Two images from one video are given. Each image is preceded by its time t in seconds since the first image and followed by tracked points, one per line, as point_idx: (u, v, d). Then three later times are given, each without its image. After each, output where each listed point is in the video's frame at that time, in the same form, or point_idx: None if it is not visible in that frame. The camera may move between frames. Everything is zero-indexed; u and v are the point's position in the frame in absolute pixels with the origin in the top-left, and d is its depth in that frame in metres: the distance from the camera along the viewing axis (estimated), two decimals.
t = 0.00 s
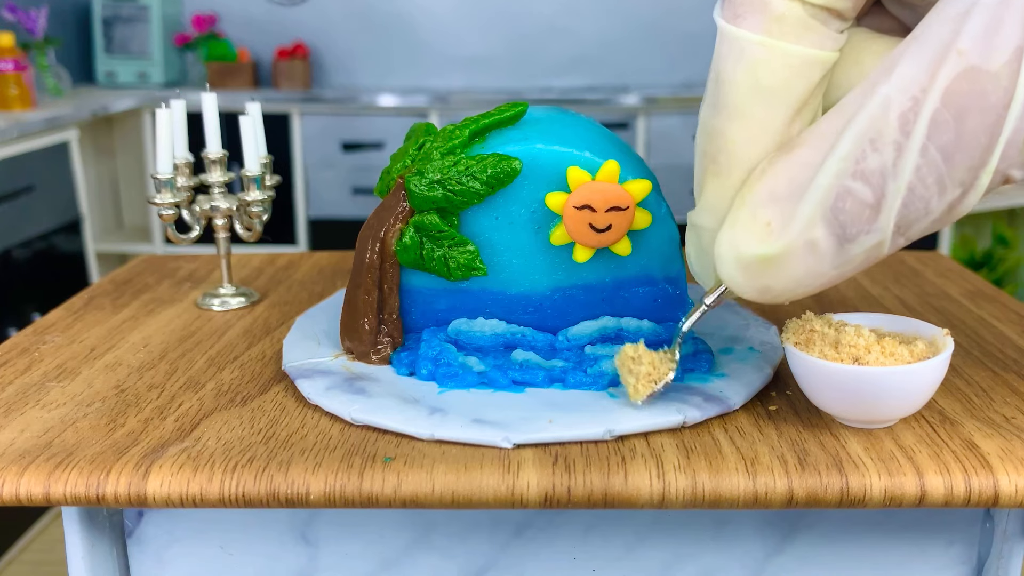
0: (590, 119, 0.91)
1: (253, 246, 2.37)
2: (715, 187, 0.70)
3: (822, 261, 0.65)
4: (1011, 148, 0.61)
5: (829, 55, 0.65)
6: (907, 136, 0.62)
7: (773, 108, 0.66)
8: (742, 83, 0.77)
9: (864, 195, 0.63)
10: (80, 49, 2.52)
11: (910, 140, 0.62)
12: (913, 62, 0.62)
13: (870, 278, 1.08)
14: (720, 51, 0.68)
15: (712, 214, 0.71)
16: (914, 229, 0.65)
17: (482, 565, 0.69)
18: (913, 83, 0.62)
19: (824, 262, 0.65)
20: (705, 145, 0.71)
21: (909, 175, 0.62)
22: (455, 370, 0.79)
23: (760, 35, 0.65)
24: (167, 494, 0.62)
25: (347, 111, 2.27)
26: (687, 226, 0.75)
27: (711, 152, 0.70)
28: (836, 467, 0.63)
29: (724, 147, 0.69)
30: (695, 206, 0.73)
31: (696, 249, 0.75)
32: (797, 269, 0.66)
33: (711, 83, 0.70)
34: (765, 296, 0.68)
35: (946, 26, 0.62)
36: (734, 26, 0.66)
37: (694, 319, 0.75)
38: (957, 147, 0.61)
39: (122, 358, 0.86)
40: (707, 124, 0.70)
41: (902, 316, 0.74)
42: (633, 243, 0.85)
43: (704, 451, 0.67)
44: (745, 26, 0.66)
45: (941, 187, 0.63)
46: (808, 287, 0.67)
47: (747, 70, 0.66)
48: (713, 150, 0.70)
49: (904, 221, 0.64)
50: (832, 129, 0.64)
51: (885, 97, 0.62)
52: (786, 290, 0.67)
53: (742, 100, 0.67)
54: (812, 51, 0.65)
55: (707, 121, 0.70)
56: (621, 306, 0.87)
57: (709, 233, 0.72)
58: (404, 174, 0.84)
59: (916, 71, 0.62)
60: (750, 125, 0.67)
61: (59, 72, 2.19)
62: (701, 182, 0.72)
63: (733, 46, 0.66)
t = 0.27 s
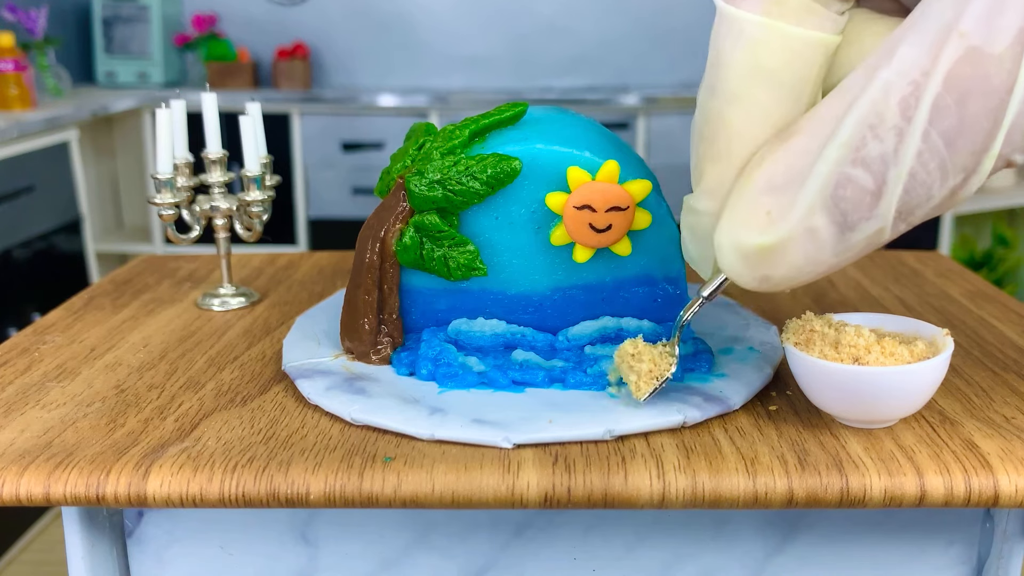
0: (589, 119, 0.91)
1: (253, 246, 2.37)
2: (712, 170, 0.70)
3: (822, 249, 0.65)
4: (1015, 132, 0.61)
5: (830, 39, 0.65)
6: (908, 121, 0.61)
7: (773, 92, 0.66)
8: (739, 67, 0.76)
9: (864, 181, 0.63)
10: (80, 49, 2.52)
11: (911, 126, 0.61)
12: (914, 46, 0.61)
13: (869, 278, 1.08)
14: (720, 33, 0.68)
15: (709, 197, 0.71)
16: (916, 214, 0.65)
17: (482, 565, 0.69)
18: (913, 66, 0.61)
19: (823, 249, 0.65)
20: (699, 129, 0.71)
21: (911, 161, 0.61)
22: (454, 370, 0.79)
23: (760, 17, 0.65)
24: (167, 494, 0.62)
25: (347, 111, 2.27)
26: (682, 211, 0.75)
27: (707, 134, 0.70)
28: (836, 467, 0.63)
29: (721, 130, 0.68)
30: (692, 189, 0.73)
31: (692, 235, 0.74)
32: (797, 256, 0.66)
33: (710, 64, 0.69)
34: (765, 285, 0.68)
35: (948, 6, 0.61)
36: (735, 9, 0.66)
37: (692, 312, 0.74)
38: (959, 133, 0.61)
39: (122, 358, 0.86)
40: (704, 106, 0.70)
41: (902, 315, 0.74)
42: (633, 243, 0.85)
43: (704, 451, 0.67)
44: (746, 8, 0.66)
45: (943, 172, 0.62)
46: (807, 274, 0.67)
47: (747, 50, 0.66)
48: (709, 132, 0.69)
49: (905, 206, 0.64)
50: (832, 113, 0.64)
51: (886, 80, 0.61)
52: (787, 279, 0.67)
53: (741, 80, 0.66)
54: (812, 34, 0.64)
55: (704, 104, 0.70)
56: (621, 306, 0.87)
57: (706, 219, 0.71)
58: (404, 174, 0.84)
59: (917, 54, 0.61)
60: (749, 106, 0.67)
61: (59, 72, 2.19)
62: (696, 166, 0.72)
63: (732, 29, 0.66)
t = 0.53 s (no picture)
0: (589, 119, 0.91)
1: (253, 246, 2.37)
2: (708, 174, 0.69)
3: (822, 248, 0.65)
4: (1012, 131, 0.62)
5: (826, 44, 0.65)
6: (906, 121, 0.61)
7: (769, 95, 0.66)
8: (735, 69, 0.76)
9: (863, 181, 0.63)
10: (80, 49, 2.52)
11: (908, 125, 0.61)
12: (910, 47, 0.61)
13: (869, 278, 1.08)
14: (714, 38, 0.67)
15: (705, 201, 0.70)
16: (915, 214, 0.65)
17: (482, 565, 0.69)
18: (910, 67, 0.61)
19: (822, 249, 0.65)
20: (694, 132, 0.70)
21: (908, 161, 0.62)
22: (455, 370, 0.79)
23: (755, 22, 0.65)
24: (167, 494, 0.62)
25: (347, 111, 2.27)
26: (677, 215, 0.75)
27: (703, 138, 0.69)
28: (836, 467, 0.63)
29: (717, 133, 0.68)
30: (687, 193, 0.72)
31: (688, 240, 0.74)
32: (796, 256, 0.65)
33: (704, 68, 0.69)
34: (763, 286, 0.68)
35: (944, 7, 0.61)
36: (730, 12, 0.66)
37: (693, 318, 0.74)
38: (956, 133, 0.61)
39: (122, 358, 0.86)
40: (698, 109, 0.69)
41: (902, 316, 0.74)
42: (633, 243, 0.85)
43: (704, 451, 0.67)
44: (741, 11, 0.65)
45: (940, 172, 0.62)
46: (806, 275, 0.67)
47: (743, 53, 0.65)
48: (704, 135, 0.69)
49: (903, 206, 0.64)
50: (828, 112, 0.63)
51: (882, 81, 0.61)
52: (785, 279, 0.67)
53: (737, 84, 0.66)
54: (808, 38, 0.64)
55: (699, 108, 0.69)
56: (621, 306, 0.87)
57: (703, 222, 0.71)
58: (404, 174, 0.84)
59: (913, 55, 0.61)
60: (745, 109, 0.66)
61: (59, 72, 2.19)
62: (691, 169, 0.71)
63: (728, 33, 0.66)
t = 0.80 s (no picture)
0: (589, 119, 0.91)
1: (252, 246, 2.37)
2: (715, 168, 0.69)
3: (829, 241, 0.65)
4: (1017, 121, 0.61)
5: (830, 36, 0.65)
6: (910, 111, 0.61)
7: (773, 89, 0.66)
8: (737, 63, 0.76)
9: (868, 172, 0.62)
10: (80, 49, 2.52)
11: (912, 115, 0.61)
12: (912, 36, 0.61)
13: (869, 278, 1.08)
14: (718, 32, 0.67)
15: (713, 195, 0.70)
16: (918, 204, 0.64)
17: (482, 565, 0.69)
18: (913, 58, 0.61)
19: (829, 241, 0.65)
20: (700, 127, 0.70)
21: (913, 151, 0.61)
22: (454, 370, 0.79)
23: (759, 15, 0.65)
24: (167, 494, 0.62)
25: (347, 111, 2.27)
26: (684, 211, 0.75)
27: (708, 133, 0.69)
28: (836, 467, 0.63)
29: (723, 127, 0.68)
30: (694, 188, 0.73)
31: (696, 236, 0.74)
32: (803, 249, 0.65)
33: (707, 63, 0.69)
34: (771, 278, 0.68)
35: None
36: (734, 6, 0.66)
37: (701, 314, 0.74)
38: (960, 123, 0.61)
39: (122, 358, 0.86)
40: (703, 105, 0.70)
41: (902, 315, 0.75)
42: (632, 243, 0.85)
43: (704, 451, 0.67)
44: (744, 5, 0.65)
45: (944, 162, 0.62)
46: (814, 267, 0.67)
47: (747, 48, 0.65)
48: (710, 130, 0.69)
49: (908, 195, 0.63)
50: (831, 105, 0.64)
51: (886, 72, 0.61)
52: (793, 271, 0.67)
53: (741, 78, 0.66)
54: (811, 31, 0.64)
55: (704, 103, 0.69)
56: (621, 306, 0.87)
57: (710, 217, 0.71)
58: (404, 174, 0.84)
59: (916, 45, 0.61)
60: (750, 103, 0.67)
61: (59, 72, 2.19)
62: (698, 165, 0.71)
63: (731, 29, 0.66)
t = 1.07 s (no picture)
0: (589, 119, 0.91)
1: (252, 246, 2.37)
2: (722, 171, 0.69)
3: (837, 240, 0.65)
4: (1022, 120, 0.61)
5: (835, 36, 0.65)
6: (916, 110, 0.61)
7: (779, 90, 0.66)
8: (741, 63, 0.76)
9: (875, 171, 0.62)
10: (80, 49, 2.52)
11: (918, 114, 0.61)
12: (917, 36, 0.61)
13: (869, 278, 1.08)
14: (720, 35, 0.67)
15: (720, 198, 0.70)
16: (926, 203, 0.64)
17: (482, 565, 0.69)
18: (918, 58, 0.61)
19: (837, 241, 0.65)
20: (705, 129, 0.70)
21: (919, 150, 0.61)
22: (454, 370, 0.79)
23: (762, 18, 0.65)
24: (167, 494, 0.62)
25: (347, 111, 2.27)
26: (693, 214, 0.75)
27: (714, 135, 0.69)
28: (836, 467, 0.63)
29: (728, 129, 0.68)
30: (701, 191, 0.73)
31: (706, 239, 0.74)
32: (811, 249, 0.65)
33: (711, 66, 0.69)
34: (779, 277, 0.68)
35: None
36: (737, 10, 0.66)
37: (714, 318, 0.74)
38: (966, 121, 0.61)
39: (122, 357, 0.86)
40: (708, 107, 0.70)
41: (901, 315, 0.75)
42: (632, 243, 0.85)
43: (704, 450, 0.67)
44: (747, 8, 0.65)
45: (952, 161, 0.62)
46: (823, 267, 0.67)
47: (751, 51, 0.65)
48: (715, 132, 0.69)
49: (915, 195, 0.63)
50: (836, 107, 0.64)
51: (890, 73, 0.61)
52: (802, 272, 0.67)
53: (745, 81, 0.66)
54: (815, 32, 0.64)
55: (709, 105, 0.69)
56: (621, 306, 0.87)
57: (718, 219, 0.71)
58: (404, 174, 0.84)
59: (921, 45, 0.61)
60: (756, 106, 0.67)
61: (59, 72, 2.19)
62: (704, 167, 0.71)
63: (734, 31, 0.66)
